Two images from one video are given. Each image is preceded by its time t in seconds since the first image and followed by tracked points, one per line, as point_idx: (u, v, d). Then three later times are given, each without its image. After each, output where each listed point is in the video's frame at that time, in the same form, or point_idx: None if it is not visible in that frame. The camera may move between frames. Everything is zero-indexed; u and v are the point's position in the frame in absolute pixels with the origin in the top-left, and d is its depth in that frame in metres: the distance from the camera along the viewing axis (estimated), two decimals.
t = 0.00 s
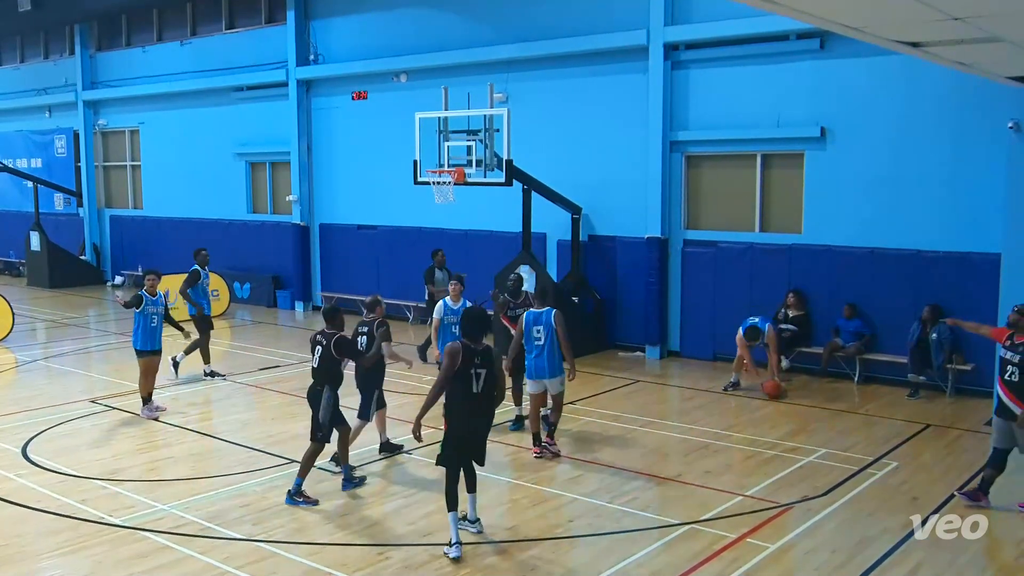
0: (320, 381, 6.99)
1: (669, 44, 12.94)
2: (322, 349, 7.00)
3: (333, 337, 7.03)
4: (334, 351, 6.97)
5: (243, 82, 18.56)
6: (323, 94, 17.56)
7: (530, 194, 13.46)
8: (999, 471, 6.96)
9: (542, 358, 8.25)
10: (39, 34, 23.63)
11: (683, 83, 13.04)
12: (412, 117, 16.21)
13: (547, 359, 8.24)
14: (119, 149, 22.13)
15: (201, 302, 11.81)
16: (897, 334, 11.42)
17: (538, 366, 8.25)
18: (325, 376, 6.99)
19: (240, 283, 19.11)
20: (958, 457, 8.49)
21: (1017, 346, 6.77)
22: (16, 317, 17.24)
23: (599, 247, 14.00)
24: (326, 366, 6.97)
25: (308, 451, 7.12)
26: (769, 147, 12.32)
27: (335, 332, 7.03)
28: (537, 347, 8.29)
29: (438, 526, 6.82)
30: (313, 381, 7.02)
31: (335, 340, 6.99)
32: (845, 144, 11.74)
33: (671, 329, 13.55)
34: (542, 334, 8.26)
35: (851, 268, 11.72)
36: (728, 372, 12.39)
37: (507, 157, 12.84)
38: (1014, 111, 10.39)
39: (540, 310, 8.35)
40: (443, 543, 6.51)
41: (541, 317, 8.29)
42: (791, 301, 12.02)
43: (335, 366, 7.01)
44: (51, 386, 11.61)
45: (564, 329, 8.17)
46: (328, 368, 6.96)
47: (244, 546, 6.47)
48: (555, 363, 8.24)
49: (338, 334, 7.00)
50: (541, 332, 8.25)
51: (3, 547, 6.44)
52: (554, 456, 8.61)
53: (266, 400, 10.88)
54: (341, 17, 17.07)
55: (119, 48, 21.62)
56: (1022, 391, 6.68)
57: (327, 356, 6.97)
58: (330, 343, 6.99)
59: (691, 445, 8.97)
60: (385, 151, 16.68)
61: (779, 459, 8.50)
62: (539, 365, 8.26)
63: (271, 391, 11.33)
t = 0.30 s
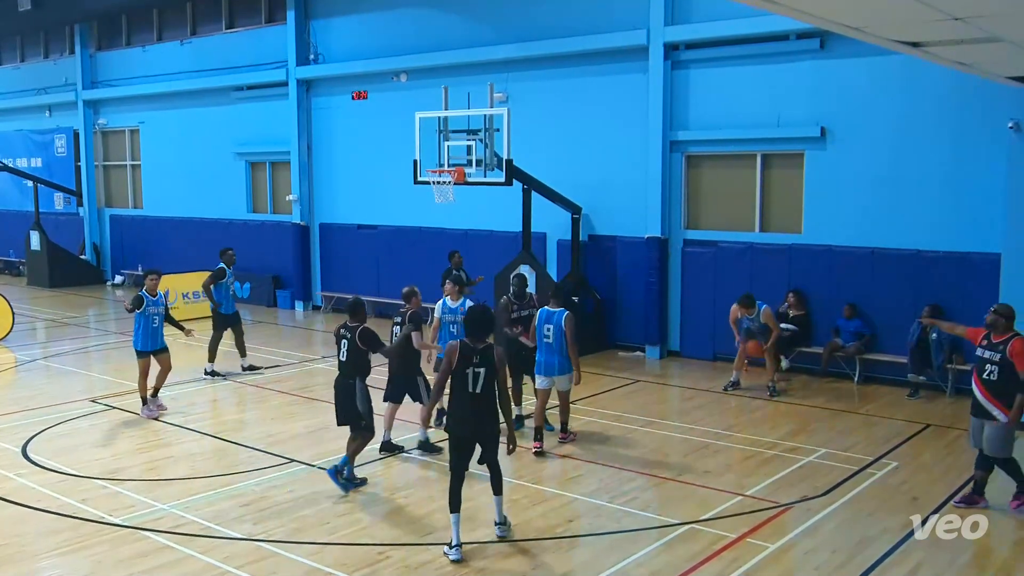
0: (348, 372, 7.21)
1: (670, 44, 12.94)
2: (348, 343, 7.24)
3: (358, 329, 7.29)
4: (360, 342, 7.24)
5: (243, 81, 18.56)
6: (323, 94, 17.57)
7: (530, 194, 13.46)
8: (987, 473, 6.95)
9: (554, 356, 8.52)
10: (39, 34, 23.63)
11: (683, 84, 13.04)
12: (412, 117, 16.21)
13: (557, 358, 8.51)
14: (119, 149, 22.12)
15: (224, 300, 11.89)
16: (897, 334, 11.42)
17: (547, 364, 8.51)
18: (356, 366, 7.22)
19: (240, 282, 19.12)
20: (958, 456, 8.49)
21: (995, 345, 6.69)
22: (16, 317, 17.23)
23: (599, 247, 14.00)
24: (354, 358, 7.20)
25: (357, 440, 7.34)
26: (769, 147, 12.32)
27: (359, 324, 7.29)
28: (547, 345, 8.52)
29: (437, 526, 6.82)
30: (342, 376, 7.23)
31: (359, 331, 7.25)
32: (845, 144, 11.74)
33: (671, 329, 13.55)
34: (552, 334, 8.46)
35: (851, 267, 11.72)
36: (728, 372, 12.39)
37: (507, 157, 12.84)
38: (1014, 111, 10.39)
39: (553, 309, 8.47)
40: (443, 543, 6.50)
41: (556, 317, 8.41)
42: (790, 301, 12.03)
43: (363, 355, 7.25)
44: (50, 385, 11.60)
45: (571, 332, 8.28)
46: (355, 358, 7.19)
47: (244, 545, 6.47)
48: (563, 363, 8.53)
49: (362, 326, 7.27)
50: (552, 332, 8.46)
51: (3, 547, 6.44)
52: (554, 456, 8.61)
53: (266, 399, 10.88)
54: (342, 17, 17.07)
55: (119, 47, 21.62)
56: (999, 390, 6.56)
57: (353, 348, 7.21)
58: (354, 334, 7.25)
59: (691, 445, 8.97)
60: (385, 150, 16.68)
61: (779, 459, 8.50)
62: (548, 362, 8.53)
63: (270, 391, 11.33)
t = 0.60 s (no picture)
0: (380, 371, 7.28)
1: (670, 44, 12.94)
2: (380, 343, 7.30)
3: (390, 329, 7.37)
4: (392, 341, 7.31)
5: (243, 81, 18.56)
6: (323, 94, 17.57)
7: (530, 195, 13.45)
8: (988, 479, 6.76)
9: (567, 348, 8.78)
10: (39, 34, 23.63)
11: (683, 84, 13.04)
12: (412, 117, 16.21)
13: (570, 349, 8.78)
14: (119, 149, 22.12)
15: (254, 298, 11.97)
16: (897, 334, 11.41)
17: (561, 356, 8.82)
18: (390, 366, 7.30)
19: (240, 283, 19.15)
20: (958, 457, 8.49)
21: (981, 345, 6.64)
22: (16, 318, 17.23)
23: (599, 247, 14.00)
24: (387, 358, 7.28)
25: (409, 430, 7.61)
26: (768, 147, 12.32)
27: (391, 324, 7.38)
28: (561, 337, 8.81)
29: (438, 526, 6.82)
30: (375, 377, 7.29)
31: (391, 332, 7.32)
32: (845, 144, 11.74)
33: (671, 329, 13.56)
34: (565, 326, 8.82)
35: (851, 268, 11.71)
36: (728, 372, 12.38)
37: (507, 157, 12.83)
38: (1015, 111, 10.39)
39: (569, 303, 8.82)
40: (443, 543, 6.50)
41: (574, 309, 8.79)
42: (791, 301, 12.03)
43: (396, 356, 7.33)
44: (50, 386, 11.60)
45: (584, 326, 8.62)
46: (388, 359, 7.28)
47: (244, 546, 6.47)
48: (575, 356, 8.75)
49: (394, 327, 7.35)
50: (565, 324, 8.82)
51: (3, 547, 6.44)
52: (554, 456, 8.61)
53: (266, 399, 10.87)
54: (342, 16, 17.07)
55: (119, 48, 21.63)
56: (985, 390, 6.53)
57: (384, 349, 7.27)
58: (387, 334, 7.31)
59: (691, 445, 8.97)
60: (385, 151, 16.68)
61: (779, 459, 8.50)
62: (563, 353, 8.81)
63: (271, 391, 11.34)
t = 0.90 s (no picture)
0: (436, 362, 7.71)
1: (693, 44, 12.89)
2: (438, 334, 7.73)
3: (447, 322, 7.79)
4: (449, 336, 7.71)
5: (267, 82, 18.68)
6: (346, 94, 17.65)
7: (552, 195, 13.45)
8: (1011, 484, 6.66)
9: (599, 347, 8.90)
10: (67, 35, 23.91)
11: (706, 84, 12.98)
12: (434, 117, 16.25)
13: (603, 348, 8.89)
14: (144, 149, 22.33)
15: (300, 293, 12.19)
16: (922, 335, 11.31)
17: (596, 354, 8.94)
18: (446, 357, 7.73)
19: (263, 282, 19.28)
20: (984, 459, 8.40)
21: (1002, 348, 6.56)
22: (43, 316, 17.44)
23: (621, 247, 13.97)
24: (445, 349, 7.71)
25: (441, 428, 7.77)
26: (792, 147, 12.24)
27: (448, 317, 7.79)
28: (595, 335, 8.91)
29: (460, 525, 6.83)
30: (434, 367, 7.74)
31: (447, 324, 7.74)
32: (871, 144, 11.63)
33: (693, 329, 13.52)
34: (598, 325, 8.86)
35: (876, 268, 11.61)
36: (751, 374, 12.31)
37: (530, 157, 12.82)
38: None
39: (601, 302, 8.87)
40: (465, 542, 6.51)
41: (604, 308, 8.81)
42: (814, 302, 11.92)
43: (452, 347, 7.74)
44: (77, 383, 11.74)
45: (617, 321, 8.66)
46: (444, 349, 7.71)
47: (267, 543, 6.51)
48: (607, 355, 8.89)
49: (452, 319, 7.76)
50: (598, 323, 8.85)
51: (30, 542, 6.52)
52: (576, 457, 8.60)
53: (288, 398, 10.95)
54: (365, 17, 17.14)
55: (145, 49, 21.84)
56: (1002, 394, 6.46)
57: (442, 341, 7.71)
58: (444, 326, 7.74)
59: (714, 446, 8.94)
60: (408, 151, 16.73)
61: (803, 461, 8.44)
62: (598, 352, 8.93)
63: (294, 390, 11.41)
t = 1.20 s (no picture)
0: (513, 361, 7.97)
1: (742, 43, 12.74)
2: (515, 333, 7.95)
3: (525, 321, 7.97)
4: (529, 333, 7.92)
5: (318, 83, 18.91)
6: (395, 95, 17.79)
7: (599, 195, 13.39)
8: None
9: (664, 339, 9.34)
10: (123, 38, 24.45)
11: (756, 83, 12.83)
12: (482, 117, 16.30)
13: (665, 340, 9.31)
14: (197, 150, 22.75)
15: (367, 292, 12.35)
16: (978, 339, 11.05)
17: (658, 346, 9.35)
18: (523, 355, 7.97)
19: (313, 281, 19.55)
20: None
21: None
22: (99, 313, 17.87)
23: (668, 247, 13.87)
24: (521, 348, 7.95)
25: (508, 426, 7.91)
26: (844, 146, 12.05)
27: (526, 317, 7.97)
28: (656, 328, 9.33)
29: (505, 525, 6.85)
30: (511, 363, 7.97)
31: (524, 324, 7.93)
32: (926, 143, 11.39)
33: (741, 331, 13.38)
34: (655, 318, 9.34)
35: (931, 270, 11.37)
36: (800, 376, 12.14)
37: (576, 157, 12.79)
38: None
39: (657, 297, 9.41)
40: (510, 542, 6.53)
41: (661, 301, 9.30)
42: (866, 304, 11.72)
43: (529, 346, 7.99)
44: (131, 379, 12.01)
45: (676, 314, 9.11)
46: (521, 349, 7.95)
47: (314, 539, 6.60)
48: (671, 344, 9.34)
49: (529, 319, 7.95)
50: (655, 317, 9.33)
51: (85, 534, 6.69)
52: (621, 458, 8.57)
53: (336, 396, 11.08)
54: (414, 18, 17.25)
55: (198, 51, 22.24)
56: None
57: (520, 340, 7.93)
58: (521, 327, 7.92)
59: (762, 449, 8.84)
60: (456, 151, 16.82)
61: (853, 465, 8.31)
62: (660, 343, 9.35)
63: (342, 388, 11.54)
